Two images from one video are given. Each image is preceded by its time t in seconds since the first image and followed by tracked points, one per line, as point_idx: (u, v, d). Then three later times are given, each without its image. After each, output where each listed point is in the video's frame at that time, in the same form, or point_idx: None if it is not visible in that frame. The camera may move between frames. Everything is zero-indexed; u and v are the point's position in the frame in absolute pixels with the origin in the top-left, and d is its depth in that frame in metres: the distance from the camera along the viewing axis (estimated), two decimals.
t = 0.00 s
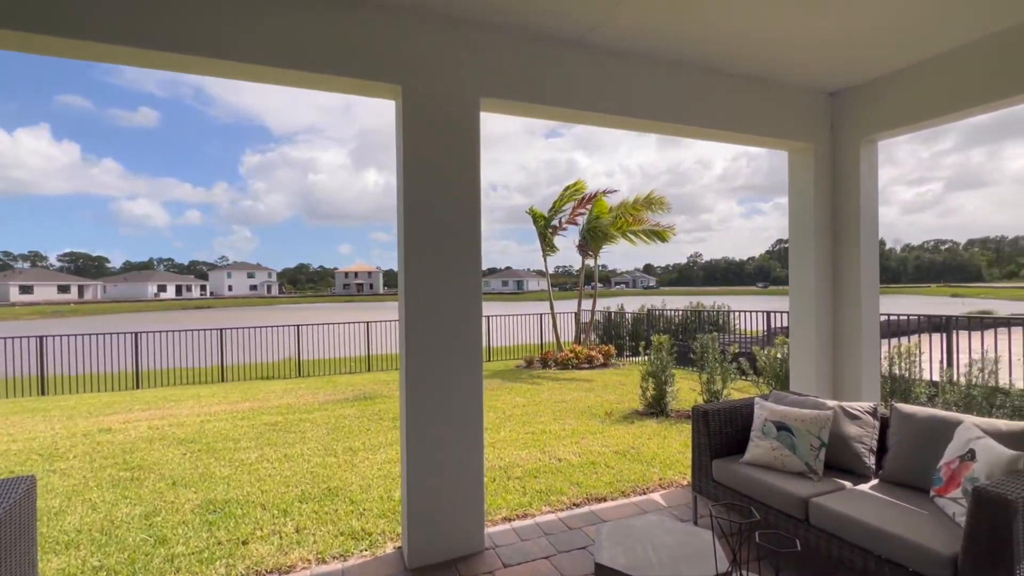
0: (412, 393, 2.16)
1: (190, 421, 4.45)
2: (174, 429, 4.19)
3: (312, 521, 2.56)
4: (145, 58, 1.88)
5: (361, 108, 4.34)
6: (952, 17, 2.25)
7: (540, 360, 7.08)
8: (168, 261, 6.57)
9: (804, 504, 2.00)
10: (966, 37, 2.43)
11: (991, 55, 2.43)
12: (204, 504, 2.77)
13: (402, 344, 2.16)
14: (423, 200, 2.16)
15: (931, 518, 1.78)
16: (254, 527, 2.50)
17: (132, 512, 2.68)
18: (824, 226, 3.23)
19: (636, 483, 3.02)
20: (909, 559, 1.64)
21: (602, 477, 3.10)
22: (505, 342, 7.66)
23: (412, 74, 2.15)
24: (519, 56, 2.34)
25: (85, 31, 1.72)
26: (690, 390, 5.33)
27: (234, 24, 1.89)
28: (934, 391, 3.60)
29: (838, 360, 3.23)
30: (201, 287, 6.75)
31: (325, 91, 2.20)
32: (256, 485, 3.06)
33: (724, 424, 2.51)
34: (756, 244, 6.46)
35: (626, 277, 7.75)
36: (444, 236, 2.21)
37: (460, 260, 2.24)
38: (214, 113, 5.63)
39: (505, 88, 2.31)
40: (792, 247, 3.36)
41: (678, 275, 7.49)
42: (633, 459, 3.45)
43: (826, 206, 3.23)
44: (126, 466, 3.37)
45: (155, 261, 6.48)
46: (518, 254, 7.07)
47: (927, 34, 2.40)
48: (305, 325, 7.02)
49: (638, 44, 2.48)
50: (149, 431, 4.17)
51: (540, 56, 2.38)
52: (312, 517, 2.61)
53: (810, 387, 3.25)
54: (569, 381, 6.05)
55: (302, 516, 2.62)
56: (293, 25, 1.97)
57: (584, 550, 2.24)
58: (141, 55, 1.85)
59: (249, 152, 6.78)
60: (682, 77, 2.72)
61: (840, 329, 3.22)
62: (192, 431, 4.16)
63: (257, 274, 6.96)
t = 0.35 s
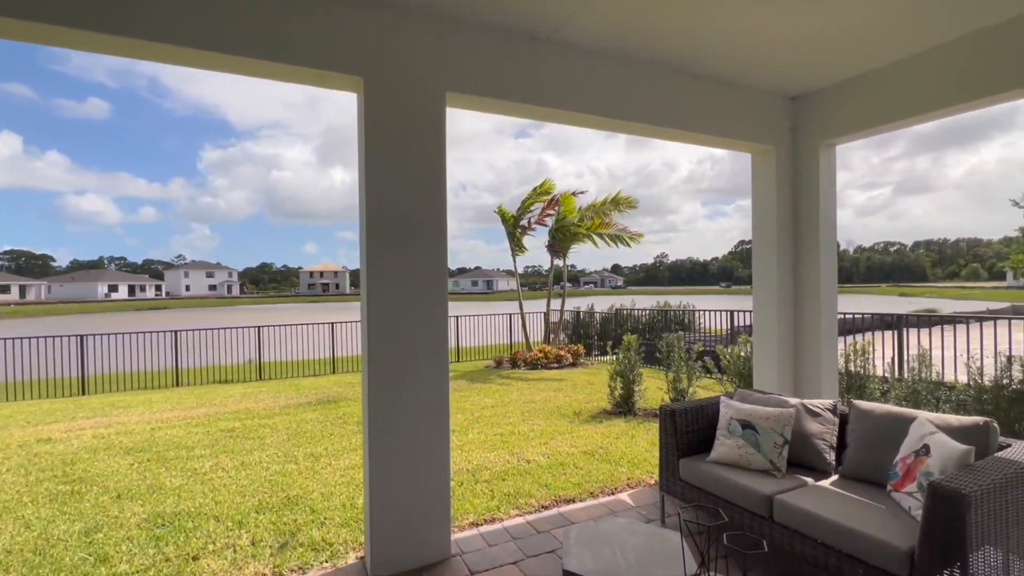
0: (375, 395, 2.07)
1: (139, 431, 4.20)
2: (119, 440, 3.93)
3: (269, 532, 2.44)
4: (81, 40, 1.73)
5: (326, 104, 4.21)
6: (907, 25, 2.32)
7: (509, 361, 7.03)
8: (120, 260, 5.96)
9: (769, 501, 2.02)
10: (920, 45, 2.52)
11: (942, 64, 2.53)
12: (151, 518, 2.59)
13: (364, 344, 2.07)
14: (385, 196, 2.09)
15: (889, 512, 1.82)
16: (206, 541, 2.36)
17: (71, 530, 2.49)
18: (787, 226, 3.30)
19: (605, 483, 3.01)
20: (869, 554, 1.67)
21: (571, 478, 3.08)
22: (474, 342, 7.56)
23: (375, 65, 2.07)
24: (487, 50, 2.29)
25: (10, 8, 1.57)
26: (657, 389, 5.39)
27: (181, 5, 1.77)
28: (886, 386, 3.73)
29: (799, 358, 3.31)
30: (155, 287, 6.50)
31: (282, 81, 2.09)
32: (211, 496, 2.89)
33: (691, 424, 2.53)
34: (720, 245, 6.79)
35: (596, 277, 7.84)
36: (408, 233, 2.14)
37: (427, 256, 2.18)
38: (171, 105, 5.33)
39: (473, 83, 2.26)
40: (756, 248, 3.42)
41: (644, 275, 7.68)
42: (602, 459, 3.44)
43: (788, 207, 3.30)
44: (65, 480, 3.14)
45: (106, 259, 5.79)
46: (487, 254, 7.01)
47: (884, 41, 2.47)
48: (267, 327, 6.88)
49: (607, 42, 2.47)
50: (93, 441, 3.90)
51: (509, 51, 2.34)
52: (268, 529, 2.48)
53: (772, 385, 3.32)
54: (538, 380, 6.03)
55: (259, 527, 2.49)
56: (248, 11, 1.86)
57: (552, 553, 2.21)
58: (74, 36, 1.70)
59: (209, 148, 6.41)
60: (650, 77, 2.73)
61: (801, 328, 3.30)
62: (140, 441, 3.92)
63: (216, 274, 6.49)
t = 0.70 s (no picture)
0: (341, 399, 2.00)
1: (90, 440, 3.98)
2: (67, 450, 3.71)
3: (229, 544, 2.33)
4: (20, 19, 1.60)
5: (294, 100, 4.09)
6: (870, 31, 2.39)
7: (482, 361, 6.97)
8: (72, 258, 5.55)
9: (739, 499, 2.04)
10: (881, 51, 2.59)
11: (901, 70, 2.62)
12: (100, 533, 2.44)
13: (331, 345, 2.00)
14: (353, 192, 2.02)
15: (854, 507, 1.86)
16: (159, 555, 2.23)
17: (10, 548, 2.32)
18: (754, 226, 3.36)
19: (578, 484, 3.00)
20: (835, 549, 1.69)
21: (544, 479, 3.06)
22: (446, 343, 7.47)
23: (343, 57, 2.00)
24: (461, 45, 2.25)
25: None
26: (629, 388, 5.43)
27: None
28: (849, 382, 3.83)
29: (767, 357, 3.37)
30: (111, 287, 5.96)
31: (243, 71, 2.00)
32: (167, 507, 2.75)
33: (662, 424, 2.54)
34: (689, 245, 6.63)
35: (569, 277, 7.93)
36: (376, 230, 2.07)
37: (396, 254, 2.12)
38: (129, 97, 5.07)
39: (446, 78, 2.22)
40: (725, 248, 3.47)
41: (616, 275, 7.85)
42: (575, 459, 3.43)
43: (756, 208, 3.36)
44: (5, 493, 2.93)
45: (57, 257, 5.39)
46: (459, 254, 6.92)
47: (849, 46, 2.54)
48: (232, 329, 6.63)
49: (580, 40, 2.46)
50: (39, 451, 3.67)
51: (482, 47, 2.31)
52: (228, 540, 2.37)
53: (742, 384, 3.37)
54: (511, 381, 6.00)
55: (218, 539, 2.37)
56: None
57: (525, 557, 2.18)
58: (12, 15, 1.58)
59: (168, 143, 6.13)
60: (623, 77, 2.74)
61: (769, 327, 3.36)
62: (90, 450, 3.71)
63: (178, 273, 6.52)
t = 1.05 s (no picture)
0: (305, 402, 1.92)
1: (32, 450, 3.73)
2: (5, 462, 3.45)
3: (185, 557, 2.21)
4: None
5: (259, 94, 3.94)
6: (834, 37, 2.45)
7: (452, 361, 6.89)
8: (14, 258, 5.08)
9: (709, 497, 2.06)
10: (843, 57, 2.67)
11: (862, 76, 2.70)
12: (43, 550, 2.28)
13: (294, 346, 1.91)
14: (318, 187, 1.94)
15: (820, 502, 1.89)
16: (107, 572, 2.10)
17: None
18: (722, 226, 3.42)
19: (550, 484, 2.98)
20: (802, 545, 1.72)
21: (517, 481, 3.03)
22: (415, 343, 7.35)
23: (307, 46, 1.91)
24: (431, 39, 2.20)
25: None
26: (600, 387, 5.45)
27: None
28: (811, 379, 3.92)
29: (735, 355, 3.43)
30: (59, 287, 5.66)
31: (199, 58, 1.88)
32: (118, 521, 2.58)
33: (634, 422, 2.54)
34: (658, 245, 7.08)
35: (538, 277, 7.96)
36: (343, 227, 2.00)
37: (364, 253, 2.04)
38: (78, 87, 4.76)
39: (415, 71, 2.16)
40: (694, 247, 3.52)
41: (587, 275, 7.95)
42: (548, 459, 3.41)
43: (724, 208, 3.42)
44: None
45: None
46: (430, 253, 6.81)
47: (814, 51, 2.60)
48: (191, 330, 6.54)
49: (553, 37, 2.43)
50: None
51: (453, 41, 2.26)
52: (184, 552, 2.25)
53: (710, 382, 3.42)
54: (482, 381, 5.96)
55: (173, 552, 2.25)
56: None
57: (496, 561, 2.14)
58: None
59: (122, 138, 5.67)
60: (594, 75, 2.73)
61: (737, 326, 3.41)
62: (31, 461, 3.47)
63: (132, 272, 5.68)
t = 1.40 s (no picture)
0: (274, 405, 1.84)
1: None
2: None
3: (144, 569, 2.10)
4: None
5: (226, 87, 3.80)
6: (805, 40, 2.51)
7: (427, 361, 6.81)
8: None
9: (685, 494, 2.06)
10: (813, 60, 2.74)
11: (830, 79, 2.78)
12: None
13: (262, 346, 1.83)
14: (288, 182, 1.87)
15: (792, 497, 1.92)
16: None
17: None
18: (696, 226, 3.46)
19: (527, 484, 2.96)
20: (777, 539, 1.74)
21: (493, 481, 2.99)
22: (389, 343, 7.23)
23: (276, 34, 1.84)
24: (405, 31, 2.15)
25: None
26: (576, 385, 5.47)
27: None
28: (780, 376, 4.00)
29: (708, 354, 3.47)
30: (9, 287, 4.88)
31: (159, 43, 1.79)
32: (72, 532, 2.44)
33: (610, 421, 2.54)
34: (630, 245, 7.15)
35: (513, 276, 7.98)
36: (314, 223, 1.93)
37: (336, 250, 1.98)
38: (29, 75, 4.48)
39: (389, 64, 2.10)
40: (668, 246, 3.55)
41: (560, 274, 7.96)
42: (524, 459, 3.39)
43: (697, 208, 3.46)
44: None
45: None
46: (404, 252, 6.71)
47: (786, 53, 2.65)
48: (152, 330, 6.37)
49: (530, 32, 2.41)
50: None
51: (428, 34, 2.21)
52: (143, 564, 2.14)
53: (684, 380, 3.46)
54: (457, 381, 5.91)
55: (131, 564, 2.13)
56: None
57: (474, 564, 2.10)
58: None
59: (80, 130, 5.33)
60: (571, 73, 2.72)
61: (711, 324, 3.46)
62: None
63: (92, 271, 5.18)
